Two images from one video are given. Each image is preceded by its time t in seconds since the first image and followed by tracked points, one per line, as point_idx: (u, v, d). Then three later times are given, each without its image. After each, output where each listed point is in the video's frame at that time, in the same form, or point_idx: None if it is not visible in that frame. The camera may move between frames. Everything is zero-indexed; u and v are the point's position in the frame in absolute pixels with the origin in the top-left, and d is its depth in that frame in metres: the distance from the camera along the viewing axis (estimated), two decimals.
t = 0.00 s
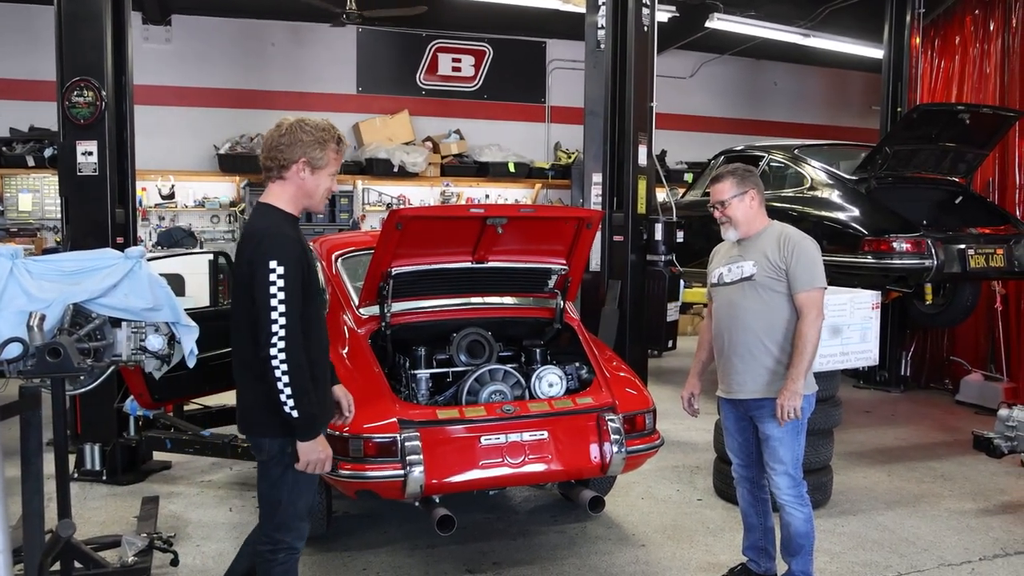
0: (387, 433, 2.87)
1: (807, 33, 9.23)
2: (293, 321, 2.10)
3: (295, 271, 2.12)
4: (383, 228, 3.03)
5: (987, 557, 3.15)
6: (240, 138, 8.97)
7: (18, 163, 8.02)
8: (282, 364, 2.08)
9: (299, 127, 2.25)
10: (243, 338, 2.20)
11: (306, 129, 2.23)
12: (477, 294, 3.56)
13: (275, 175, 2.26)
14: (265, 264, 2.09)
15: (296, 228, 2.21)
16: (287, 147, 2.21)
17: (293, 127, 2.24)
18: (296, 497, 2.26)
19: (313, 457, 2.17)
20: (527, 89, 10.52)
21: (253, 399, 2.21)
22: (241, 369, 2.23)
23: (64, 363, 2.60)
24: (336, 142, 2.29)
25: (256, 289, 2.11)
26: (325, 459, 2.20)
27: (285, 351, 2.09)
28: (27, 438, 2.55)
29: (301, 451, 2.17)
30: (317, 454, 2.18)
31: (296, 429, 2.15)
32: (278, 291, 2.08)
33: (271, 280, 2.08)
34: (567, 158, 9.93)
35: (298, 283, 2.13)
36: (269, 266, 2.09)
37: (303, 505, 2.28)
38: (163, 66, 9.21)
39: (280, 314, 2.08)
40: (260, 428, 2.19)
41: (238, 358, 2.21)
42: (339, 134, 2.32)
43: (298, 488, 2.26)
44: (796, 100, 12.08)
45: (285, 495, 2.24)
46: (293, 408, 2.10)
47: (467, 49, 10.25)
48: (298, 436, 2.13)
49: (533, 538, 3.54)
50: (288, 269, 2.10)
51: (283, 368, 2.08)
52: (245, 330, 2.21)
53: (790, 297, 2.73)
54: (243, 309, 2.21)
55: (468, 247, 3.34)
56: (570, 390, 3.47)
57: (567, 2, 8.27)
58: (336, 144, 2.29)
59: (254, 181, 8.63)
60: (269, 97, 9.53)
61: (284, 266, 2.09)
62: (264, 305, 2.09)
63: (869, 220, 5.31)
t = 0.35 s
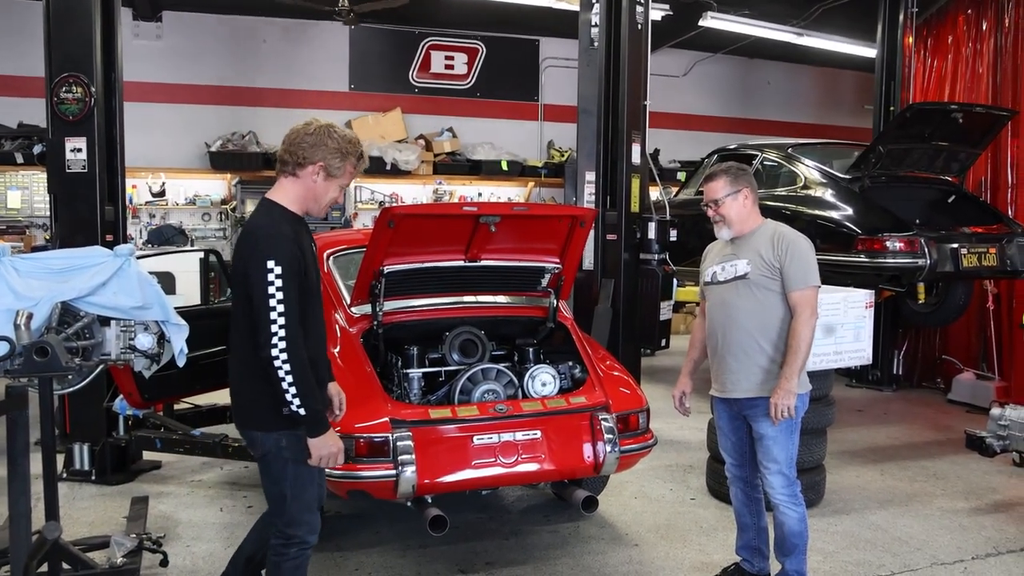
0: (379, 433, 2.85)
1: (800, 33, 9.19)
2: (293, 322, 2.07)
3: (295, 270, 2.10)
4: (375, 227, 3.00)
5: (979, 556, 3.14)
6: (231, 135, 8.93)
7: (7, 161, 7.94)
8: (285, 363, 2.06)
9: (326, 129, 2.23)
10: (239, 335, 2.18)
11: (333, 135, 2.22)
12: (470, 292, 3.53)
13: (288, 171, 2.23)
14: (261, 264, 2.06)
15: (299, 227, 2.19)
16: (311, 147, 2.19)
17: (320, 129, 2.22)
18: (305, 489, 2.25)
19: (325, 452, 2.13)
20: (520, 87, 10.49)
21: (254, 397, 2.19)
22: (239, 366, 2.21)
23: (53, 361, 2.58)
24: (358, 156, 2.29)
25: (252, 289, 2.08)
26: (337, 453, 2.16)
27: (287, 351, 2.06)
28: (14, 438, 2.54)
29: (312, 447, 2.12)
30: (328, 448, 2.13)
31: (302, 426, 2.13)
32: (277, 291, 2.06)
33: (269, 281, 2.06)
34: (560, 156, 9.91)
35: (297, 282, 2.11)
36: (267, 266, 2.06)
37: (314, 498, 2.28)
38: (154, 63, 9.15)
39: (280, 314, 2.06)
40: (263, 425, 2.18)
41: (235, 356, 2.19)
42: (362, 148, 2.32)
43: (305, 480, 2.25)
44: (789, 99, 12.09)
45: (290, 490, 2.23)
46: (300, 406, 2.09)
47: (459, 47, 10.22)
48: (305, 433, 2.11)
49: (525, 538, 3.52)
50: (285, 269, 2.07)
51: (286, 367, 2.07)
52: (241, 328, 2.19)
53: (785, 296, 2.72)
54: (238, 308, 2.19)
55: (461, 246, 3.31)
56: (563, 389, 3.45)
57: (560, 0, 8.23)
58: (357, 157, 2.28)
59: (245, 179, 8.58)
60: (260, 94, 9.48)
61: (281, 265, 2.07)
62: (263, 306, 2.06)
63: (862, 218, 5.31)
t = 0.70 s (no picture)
0: (371, 431, 2.82)
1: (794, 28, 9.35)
2: (235, 321, 2.13)
3: (240, 270, 2.15)
4: (368, 222, 2.97)
5: (975, 555, 3.14)
6: (221, 130, 8.86)
7: None
8: (226, 360, 2.12)
9: (271, 133, 2.30)
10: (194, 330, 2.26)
11: (277, 136, 2.29)
12: (462, 289, 3.49)
13: (240, 183, 2.31)
14: (209, 263, 2.13)
15: (251, 229, 2.26)
16: (252, 156, 2.27)
17: (263, 133, 2.29)
18: (270, 482, 2.28)
19: (262, 450, 2.17)
20: (512, 82, 10.44)
21: (206, 390, 2.26)
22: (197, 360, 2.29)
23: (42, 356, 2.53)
24: (306, 153, 2.36)
25: (200, 287, 2.15)
26: (275, 451, 2.20)
27: (227, 349, 2.12)
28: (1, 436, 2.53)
29: (251, 444, 2.16)
30: (265, 446, 2.17)
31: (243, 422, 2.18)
32: (222, 290, 2.12)
33: (215, 280, 2.12)
34: (552, 152, 9.87)
35: (244, 283, 2.16)
36: (213, 267, 2.12)
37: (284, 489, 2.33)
38: (143, 57, 9.06)
39: (223, 313, 2.12)
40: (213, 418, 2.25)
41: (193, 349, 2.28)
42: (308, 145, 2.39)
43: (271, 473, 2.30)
44: (781, 95, 12.08)
45: (254, 481, 2.27)
46: (239, 402, 2.13)
47: (451, 42, 10.16)
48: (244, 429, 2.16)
49: (519, 536, 3.49)
50: (231, 268, 2.13)
51: (227, 364, 2.12)
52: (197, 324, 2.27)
53: (780, 293, 2.70)
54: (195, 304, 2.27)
55: (455, 242, 3.28)
56: (557, 386, 3.42)
57: None
58: (305, 154, 2.35)
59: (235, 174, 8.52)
60: (250, 88, 9.40)
61: (228, 265, 2.13)
62: (207, 303, 2.13)
63: (856, 215, 5.31)
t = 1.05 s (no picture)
0: (377, 436, 2.79)
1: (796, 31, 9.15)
2: (183, 310, 2.27)
3: (192, 263, 2.30)
4: (374, 225, 2.94)
5: (990, 565, 3.11)
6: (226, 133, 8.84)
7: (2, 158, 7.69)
8: (172, 347, 2.27)
9: (236, 134, 2.44)
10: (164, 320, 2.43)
11: (241, 138, 2.43)
12: (467, 292, 3.45)
13: (207, 182, 2.46)
14: (163, 256, 2.29)
15: (212, 225, 2.41)
16: (214, 156, 2.41)
17: (229, 134, 2.43)
18: (227, 471, 2.42)
19: (202, 433, 2.29)
20: (515, 84, 10.41)
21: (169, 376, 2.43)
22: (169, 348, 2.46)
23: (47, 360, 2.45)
24: (269, 155, 2.48)
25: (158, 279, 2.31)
26: (216, 435, 2.31)
27: (174, 338, 2.27)
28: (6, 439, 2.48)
29: (193, 427, 2.29)
30: (206, 430, 2.29)
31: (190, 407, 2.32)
32: (173, 281, 2.27)
33: (168, 271, 2.28)
34: (555, 154, 9.83)
35: (196, 275, 2.30)
36: (166, 259, 2.28)
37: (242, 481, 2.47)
38: (148, 61, 9.05)
39: (172, 303, 2.27)
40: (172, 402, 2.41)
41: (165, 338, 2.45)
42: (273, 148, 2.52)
43: (228, 461, 2.43)
44: (784, 96, 12.04)
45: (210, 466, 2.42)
46: (182, 387, 2.27)
47: (453, 44, 10.15)
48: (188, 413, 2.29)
49: (524, 542, 3.46)
50: (182, 261, 2.28)
51: (173, 350, 2.27)
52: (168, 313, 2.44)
53: (790, 296, 2.67)
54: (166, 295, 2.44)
55: (461, 245, 3.24)
56: (564, 391, 3.39)
57: None
58: (267, 155, 2.47)
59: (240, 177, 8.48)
60: (254, 91, 9.38)
61: (179, 258, 2.28)
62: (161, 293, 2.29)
63: (864, 217, 5.28)
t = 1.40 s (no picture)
0: (381, 440, 2.77)
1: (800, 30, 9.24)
2: (164, 309, 2.27)
3: (173, 263, 2.29)
4: (379, 227, 2.92)
5: (1000, 570, 3.09)
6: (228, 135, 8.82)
7: (5, 161, 7.65)
8: (152, 344, 2.26)
9: (232, 144, 2.41)
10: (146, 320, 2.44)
11: (236, 149, 2.40)
12: (471, 295, 3.44)
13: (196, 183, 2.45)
14: (145, 255, 2.28)
15: (196, 229, 2.40)
16: (202, 160, 2.38)
17: (225, 142, 2.40)
18: (198, 478, 2.46)
19: (184, 431, 2.30)
20: (517, 86, 10.39)
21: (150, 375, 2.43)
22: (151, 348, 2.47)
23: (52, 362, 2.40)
24: (260, 173, 2.44)
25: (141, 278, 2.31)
26: (197, 435, 2.32)
27: (154, 336, 2.26)
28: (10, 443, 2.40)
29: (174, 425, 2.30)
30: (188, 428, 2.30)
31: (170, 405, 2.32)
32: (153, 279, 2.27)
33: (148, 270, 2.27)
34: (556, 156, 9.80)
35: (177, 274, 2.30)
36: (148, 258, 2.28)
37: (215, 490, 2.51)
38: (151, 63, 9.05)
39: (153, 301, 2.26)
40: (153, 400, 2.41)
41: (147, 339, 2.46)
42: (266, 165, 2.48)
43: (203, 464, 2.47)
44: (786, 97, 12.03)
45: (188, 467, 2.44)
46: (164, 386, 2.28)
47: (455, 45, 10.13)
48: (169, 410, 2.29)
49: (529, 547, 3.44)
50: (164, 261, 2.28)
51: (153, 349, 2.27)
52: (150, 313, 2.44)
53: (797, 301, 2.64)
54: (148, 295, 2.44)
55: (465, 247, 3.22)
56: (570, 395, 3.37)
57: None
58: (257, 173, 2.43)
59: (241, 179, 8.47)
60: (256, 93, 9.37)
61: (162, 258, 2.28)
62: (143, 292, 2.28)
63: (869, 218, 5.27)
